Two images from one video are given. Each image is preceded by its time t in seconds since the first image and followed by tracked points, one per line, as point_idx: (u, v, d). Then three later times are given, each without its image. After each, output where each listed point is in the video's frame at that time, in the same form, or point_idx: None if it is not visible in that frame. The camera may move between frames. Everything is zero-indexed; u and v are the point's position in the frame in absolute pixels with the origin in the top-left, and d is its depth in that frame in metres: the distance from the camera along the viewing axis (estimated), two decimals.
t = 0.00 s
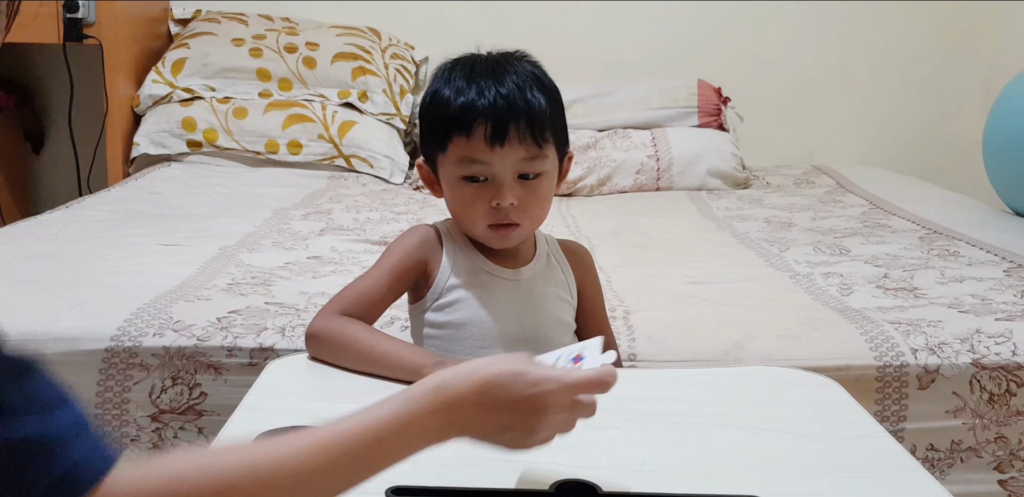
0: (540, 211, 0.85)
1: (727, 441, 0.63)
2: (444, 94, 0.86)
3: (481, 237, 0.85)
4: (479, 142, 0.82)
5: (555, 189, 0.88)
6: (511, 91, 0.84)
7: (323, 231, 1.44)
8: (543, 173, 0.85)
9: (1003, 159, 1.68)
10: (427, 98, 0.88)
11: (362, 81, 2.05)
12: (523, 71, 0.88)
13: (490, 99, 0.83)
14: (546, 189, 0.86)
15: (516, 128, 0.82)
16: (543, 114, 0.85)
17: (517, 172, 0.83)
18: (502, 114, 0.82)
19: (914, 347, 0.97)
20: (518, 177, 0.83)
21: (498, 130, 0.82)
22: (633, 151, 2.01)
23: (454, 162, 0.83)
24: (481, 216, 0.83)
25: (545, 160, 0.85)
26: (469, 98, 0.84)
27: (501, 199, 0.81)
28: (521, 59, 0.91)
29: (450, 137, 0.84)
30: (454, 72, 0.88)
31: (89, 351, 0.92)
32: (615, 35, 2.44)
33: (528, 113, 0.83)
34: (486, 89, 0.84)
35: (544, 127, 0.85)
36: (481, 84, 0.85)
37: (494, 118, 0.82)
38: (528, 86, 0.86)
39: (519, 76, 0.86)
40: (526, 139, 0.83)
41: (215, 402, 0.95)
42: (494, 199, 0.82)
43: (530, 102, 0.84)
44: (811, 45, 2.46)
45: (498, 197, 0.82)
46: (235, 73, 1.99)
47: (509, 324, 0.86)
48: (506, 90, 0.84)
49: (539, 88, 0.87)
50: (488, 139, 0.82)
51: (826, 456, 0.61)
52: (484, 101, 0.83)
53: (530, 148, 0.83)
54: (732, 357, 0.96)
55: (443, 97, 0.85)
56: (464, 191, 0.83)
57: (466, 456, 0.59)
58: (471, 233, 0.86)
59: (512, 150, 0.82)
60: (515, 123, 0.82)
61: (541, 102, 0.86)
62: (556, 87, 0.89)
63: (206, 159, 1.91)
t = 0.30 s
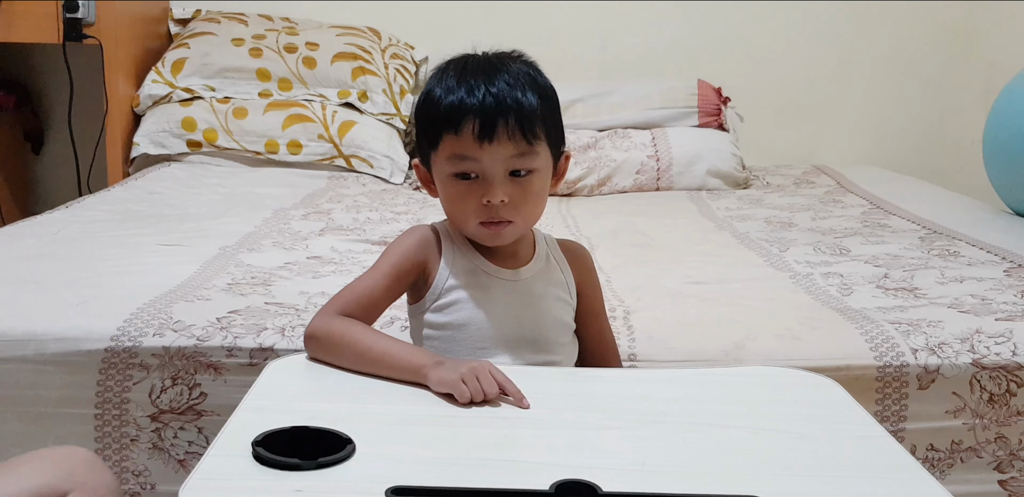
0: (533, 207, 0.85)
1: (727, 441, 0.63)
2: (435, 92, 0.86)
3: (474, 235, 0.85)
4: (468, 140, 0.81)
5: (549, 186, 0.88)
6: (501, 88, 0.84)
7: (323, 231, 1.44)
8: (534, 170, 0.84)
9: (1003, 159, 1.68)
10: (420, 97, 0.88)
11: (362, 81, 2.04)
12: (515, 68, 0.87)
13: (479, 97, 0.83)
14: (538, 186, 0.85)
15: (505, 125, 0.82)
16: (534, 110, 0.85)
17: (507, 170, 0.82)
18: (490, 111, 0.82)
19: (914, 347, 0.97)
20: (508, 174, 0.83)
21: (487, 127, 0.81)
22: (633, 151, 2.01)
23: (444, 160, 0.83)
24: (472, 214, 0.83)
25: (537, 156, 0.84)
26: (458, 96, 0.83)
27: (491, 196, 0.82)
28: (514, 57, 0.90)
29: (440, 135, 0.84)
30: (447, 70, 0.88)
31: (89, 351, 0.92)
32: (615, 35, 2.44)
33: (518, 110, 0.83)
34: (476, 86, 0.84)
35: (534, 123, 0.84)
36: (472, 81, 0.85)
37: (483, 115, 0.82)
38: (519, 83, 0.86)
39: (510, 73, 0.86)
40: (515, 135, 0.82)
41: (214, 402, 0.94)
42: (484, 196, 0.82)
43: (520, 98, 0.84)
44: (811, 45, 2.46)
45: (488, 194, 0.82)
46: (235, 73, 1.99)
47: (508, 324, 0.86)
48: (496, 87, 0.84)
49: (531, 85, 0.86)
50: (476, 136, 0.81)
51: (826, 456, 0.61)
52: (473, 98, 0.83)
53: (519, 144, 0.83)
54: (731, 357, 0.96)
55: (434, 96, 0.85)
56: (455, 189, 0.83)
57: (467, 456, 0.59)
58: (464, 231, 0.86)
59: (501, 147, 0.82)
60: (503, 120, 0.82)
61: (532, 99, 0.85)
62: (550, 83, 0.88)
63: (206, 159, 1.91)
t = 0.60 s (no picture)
0: (527, 204, 0.85)
1: (727, 441, 0.63)
2: (428, 93, 0.86)
3: (469, 233, 0.85)
4: (460, 138, 0.81)
5: (544, 184, 0.88)
6: (493, 86, 0.84)
7: (323, 231, 1.44)
8: (527, 167, 0.84)
9: (1003, 159, 1.68)
10: (414, 98, 0.88)
11: (362, 81, 2.04)
12: (507, 67, 0.88)
13: (470, 95, 0.83)
14: (532, 183, 0.85)
15: (496, 122, 0.82)
16: (526, 107, 0.84)
17: (499, 167, 0.82)
18: (481, 109, 0.82)
19: (914, 347, 0.97)
20: (500, 172, 0.83)
21: (478, 125, 0.81)
22: (633, 151, 2.01)
23: (438, 160, 0.83)
24: (466, 212, 0.83)
25: (530, 153, 0.84)
26: (450, 95, 0.83)
27: (484, 194, 0.81)
28: (507, 57, 0.90)
29: (433, 134, 0.84)
30: (440, 71, 0.88)
31: (89, 351, 0.92)
32: (615, 35, 2.44)
33: (510, 107, 0.83)
34: (468, 86, 0.84)
35: (527, 121, 0.84)
36: (463, 80, 0.85)
37: (474, 113, 0.82)
38: (510, 81, 0.86)
39: (501, 72, 0.86)
40: (507, 133, 0.82)
41: (214, 402, 0.94)
42: (477, 194, 0.82)
43: (512, 96, 0.84)
44: (811, 45, 2.46)
45: (481, 192, 0.82)
46: (235, 73, 1.99)
47: (508, 324, 0.86)
48: (488, 86, 0.84)
49: (522, 84, 0.86)
50: (468, 134, 0.81)
51: (827, 456, 0.61)
52: (465, 97, 0.83)
53: (512, 141, 0.83)
54: (732, 357, 0.96)
55: (427, 97, 0.86)
56: (449, 188, 0.83)
57: (467, 456, 0.59)
58: (460, 230, 0.86)
59: (493, 145, 0.82)
60: (495, 117, 0.82)
61: (524, 96, 0.85)
62: (543, 80, 0.88)
63: (206, 159, 1.91)
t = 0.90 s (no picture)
0: (521, 202, 0.85)
1: (727, 441, 0.63)
2: (421, 92, 0.86)
3: (464, 233, 0.85)
4: (453, 137, 0.82)
5: (538, 182, 0.88)
6: (485, 85, 0.84)
7: (323, 231, 1.44)
8: (521, 165, 0.84)
9: (1002, 159, 1.68)
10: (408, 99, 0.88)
11: (362, 81, 2.04)
12: (499, 65, 0.88)
13: (463, 94, 0.83)
14: (526, 181, 0.85)
15: (489, 120, 0.82)
16: (518, 106, 0.84)
17: (493, 166, 0.82)
18: (474, 108, 0.82)
19: (914, 347, 0.97)
20: (494, 170, 0.83)
21: (471, 124, 0.81)
22: (633, 151, 2.01)
23: (431, 159, 0.83)
24: (460, 211, 0.83)
25: (523, 151, 0.84)
26: (443, 95, 0.84)
27: (478, 193, 0.82)
28: (500, 57, 0.90)
29: (426, 134, 0.84)
30: (433, 71, 0.88)
31: (89, 351, 0.92)
32: (615, 35, 2.44)
33: (502, 106, 0.83)
34: (461, 85, 0.84)
35: (520, 119, 0.84)
36: (455, 80, 0.85)
37: (466, 111, 0.82)
38: (503, 80, 0.86)
39: (493, 71, 0.86)
40: (499, 131, 0.82)
41: (214, 402, 0.94)
42: (471, 193, 0.82)
43: (504, 94, 0.84)
44: (811, 44, 2.46)
45: (475, 190, 0.82)
46: (235, 73, 1.99)
47: (507, 325, 0.86)
48: (480, 85, 0.84)
49: (515, 82, 0.86)
50: (460, 132, 0.81)
51: (827, 456, 0.61)
52: (457, 96, 0.83)
53: (504, 140, 0.83)
54: (732, 357, 0.96)
55: (420, 97, 0.86)
56: (442, 187, 0.83)
57: (467, 456, 0.59)
58: (455, 229, 0.86)
59: (485, 143, 0.82)
60: (487, 116, 0.82)
61: (516, 95, 0.85)
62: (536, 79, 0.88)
63: (206, 159, 1.91)
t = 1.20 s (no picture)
0: (521, 201, 0.85)
1: (727, 440, 0.63)
2: (422, 91, 0.86)
3: (464, 232, 0.85)
4: (453, 135, 0.81)
5: (538, 182, 0.88)
6: (486, 84, 0.84)
7: (323, 231, 1.44)
8: (521, 164, 0.84)
9: (1002, 159, 1.67)
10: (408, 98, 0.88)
11: (362, 81, 2.04)
12: (500, 65, 0.88)
13: (463, 93, 0.83)
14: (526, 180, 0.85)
15: (489, 119, 0.82)
16: (519, 105, 0.84)
17: (493, 164, 0.82)
18: (475, 106, 0.82)
19: (914, 347, 0.97)
20: (494, 168, 0.83)
21: (471, 122, 0.81)
22: (633, 151, 2.01)
23: (431, 157, 0.83)
24: (460, 209, 0.83)
25: (523, 150, 0.84)
26: (444, 93, 0.84)
27: (477, 191, 0.81)
28: (501, 57, 0.90)
29: (426, 132, 0.84)
30: (433, 71, 0.88)
31: (89, 351, 0.92)
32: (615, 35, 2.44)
33: (503, 105, 0.83)
34: (461, 84, 0.84)
35: (520, 118, 0.84)
36: (456, 79, 0.85)
37: (467, 110, 0.82)
38: (504, 79, 0.86)
39: (494, 71, 0.86)
40: (500, 129, 0.82)
41: (214, 402, 0.94)
42: (470, 190, 0.82)
43: (505, 94, 0.84)
44: (811, 44, 2.46)
45: (475, 188, 0.81)
46: (235, 73, 1.99)
47: (507, 324, 0.86)
48: (481, 83, 0.84)
49: (516, 82, 0.86)
50: (461, 130, 0.81)
51: (828, 456, 0.61)
52: (458, 95, 0.83)
53: (505, 138, 0.83)
54: (731, 357, 0.96)
55: (420, 96, 0.86)
56: (442, 185, 0.83)
57: (467, 457, 0.59)
58: (455, 228, 0.85)
59: (486, 141, 0.82)
60: (488, 114, 0.82)
61: (517, 94, 0.85)
62: (536, 79, 0.88)
63: (206, 159, 1.91)
